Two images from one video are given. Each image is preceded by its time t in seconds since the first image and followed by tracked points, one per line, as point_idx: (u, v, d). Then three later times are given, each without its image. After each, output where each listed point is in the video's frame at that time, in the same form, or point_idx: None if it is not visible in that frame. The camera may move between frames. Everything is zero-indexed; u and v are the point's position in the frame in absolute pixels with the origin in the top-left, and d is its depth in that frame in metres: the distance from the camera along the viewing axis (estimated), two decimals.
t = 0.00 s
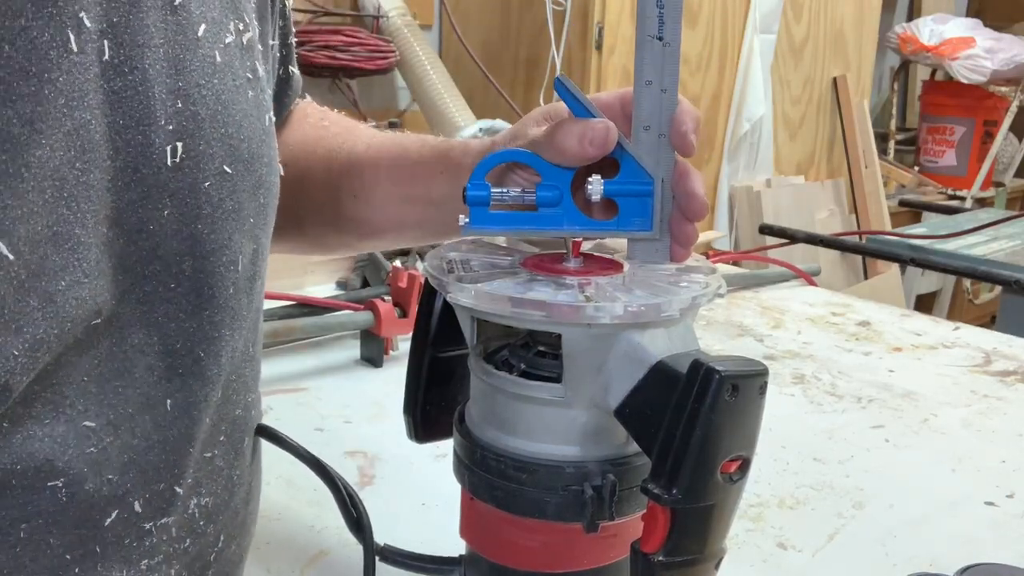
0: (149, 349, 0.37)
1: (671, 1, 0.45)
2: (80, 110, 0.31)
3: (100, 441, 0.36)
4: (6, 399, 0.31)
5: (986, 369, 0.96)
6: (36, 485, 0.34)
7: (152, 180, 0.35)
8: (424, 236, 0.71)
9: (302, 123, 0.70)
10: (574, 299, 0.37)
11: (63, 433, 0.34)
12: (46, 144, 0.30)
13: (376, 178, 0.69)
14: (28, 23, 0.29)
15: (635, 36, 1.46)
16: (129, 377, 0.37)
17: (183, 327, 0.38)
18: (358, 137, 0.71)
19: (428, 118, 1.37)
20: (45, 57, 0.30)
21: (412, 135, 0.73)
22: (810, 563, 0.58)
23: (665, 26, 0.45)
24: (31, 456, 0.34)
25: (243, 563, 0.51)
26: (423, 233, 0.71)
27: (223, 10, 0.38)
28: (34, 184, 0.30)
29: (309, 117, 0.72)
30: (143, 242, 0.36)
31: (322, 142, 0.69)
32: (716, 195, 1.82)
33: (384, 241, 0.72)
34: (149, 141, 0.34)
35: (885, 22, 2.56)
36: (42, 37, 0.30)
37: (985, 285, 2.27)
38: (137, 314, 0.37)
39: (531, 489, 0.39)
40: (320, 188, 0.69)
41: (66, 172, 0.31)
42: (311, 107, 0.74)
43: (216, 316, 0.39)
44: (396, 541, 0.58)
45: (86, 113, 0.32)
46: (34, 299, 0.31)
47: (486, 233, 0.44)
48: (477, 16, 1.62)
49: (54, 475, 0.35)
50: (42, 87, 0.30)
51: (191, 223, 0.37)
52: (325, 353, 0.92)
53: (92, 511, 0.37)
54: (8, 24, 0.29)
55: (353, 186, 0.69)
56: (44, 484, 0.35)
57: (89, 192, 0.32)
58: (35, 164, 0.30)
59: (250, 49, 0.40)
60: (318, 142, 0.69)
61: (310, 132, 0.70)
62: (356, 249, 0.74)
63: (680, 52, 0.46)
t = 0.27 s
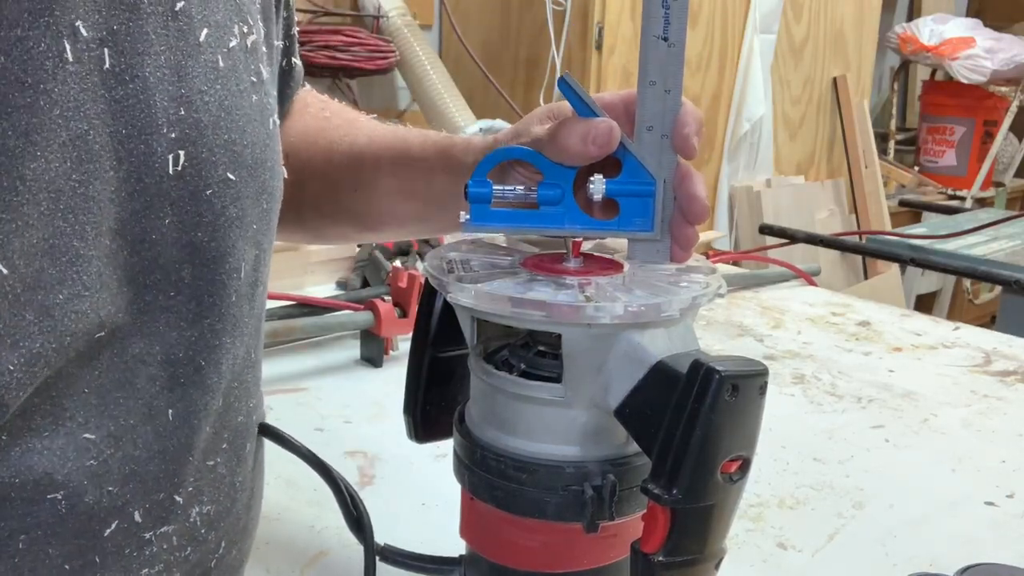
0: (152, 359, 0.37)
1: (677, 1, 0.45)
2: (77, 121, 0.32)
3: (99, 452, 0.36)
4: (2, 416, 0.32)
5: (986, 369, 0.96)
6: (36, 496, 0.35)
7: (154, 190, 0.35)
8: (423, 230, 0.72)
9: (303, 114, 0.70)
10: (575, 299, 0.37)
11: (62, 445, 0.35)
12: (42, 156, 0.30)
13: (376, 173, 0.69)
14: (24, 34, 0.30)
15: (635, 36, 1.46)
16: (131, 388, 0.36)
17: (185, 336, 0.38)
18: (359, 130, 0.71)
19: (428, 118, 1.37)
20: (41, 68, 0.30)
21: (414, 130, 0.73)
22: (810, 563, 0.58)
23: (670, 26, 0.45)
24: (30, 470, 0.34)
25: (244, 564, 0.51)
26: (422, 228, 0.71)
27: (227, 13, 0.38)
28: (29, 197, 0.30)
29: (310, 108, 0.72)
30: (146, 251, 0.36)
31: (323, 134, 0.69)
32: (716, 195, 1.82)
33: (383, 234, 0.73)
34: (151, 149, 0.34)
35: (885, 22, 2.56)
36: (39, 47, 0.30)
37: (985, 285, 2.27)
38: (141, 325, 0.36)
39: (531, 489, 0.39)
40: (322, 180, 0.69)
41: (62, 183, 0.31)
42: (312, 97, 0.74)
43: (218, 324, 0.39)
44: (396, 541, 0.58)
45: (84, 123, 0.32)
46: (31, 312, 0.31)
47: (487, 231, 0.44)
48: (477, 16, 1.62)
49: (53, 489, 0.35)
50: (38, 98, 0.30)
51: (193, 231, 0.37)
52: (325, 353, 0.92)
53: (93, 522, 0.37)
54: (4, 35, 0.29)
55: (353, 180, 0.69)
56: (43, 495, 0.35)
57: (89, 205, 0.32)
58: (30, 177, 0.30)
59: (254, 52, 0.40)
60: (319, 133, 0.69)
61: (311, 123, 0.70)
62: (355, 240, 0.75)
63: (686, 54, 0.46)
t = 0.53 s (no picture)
0: (156, 364, 0.37)
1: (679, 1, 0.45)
2: (78, 126, 0.31)
3: (101, 458, 0.36)
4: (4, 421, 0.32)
5: (986, 369, 0.96)
6: (38, 503, 0.34)
7: (158, 195, 0.35)
8: (420, 223, 0.73)
9: (302, 106, 0.69)
10: (575, 299, 0.37)
11: (64, 452, 0.34)
12: (44, 162, 0.30)
13: (374, 167, 0.69)
14: (24, 39, 0.29)
15: (635, 36, 1.46)
16: (134, 394, 0.36)
17: (188, 340, 0.38)
18: (358, 124, 0.71)
19: (428, 118, 1.37)
20: (42, 73, 0.30)
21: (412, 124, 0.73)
22: (811, 563, 0.58)
23: (672, 26, 0.45)
24: (33, 477, 0.34)
25: (245, 565, 0.51)
26: (420, 220, 0.72)
27: (230, 15, 0.38)
28: (30, 205, 0.30)
29: (309, 99, 0.71)
30: (149, 256, 0.35)
31: (322, 127, 0.69)
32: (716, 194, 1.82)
33: (380, 227, 0.74)
34: (154, 154, 0.34)
35: (885, 21, 2.56)
36: (39, 52, 0.30)
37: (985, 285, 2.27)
38: (144, 329, 0.36)
39: (531, 489, 0.39)
40: (320, 174, 0.69)
41: (63, 190, 0.31)
42: (309, 88, 0.73)
43: (220, 328, 0.39)
44: (396, 541, 0.58)
45: (86, 128, 0.32)
46: (32, 320, 0.31)
47: (487, 230, 0.44)
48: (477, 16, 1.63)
49: (54, 496, 0.35)
50: (37, 104, 0.30)
51: (195, 235, 0.37)
52: (325, 353, 0.92)
53: (94, 529, 0.37)
54: (4, 41, 0.29)
55: (351, 174, 0.69)
56: (45, 502, 0.35)
57: (92, 211, 0.32)
58: (30, 183, 0.30)
59: (257, 53, 0.40)
60: (318, 128, 0.68)
61: (309, 117, 0.69)
62: (352, 232, 0.75)
63: (687, 54, 0.46)
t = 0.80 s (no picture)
0: (154, 365, 0.37)
1: (679, 0, 0.45)
2: (75, 128, 0.31)
3: (99, 460, 0.36)
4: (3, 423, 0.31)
5: (986, 369, 0.96)
6: (37, 504, 0.34)
7: (155, 197, 0.35)
8: (419, 223, 0.73)
9: (301, 106, 0.69)
10: (575, 299, 0.38)
11: (62, 454, 0.34)
12: (41, 164, 0.30)
13: (374, 167, 0.69)
14: (21, 41, 0.29)
15: (635, 36, 1.46)
16: (132, 396, 0.36)
17: (186, 342, 0.38)
18: (358, 124, 0.71)
19: (428, 118, 1.37)
20: (39, 75, 0.30)
21: (413, 123, 0.73)
22: (811, 563, 0.58)
23: (672, 26, 0.45)
24: (31, 479, 0.34)
25: (245, 566, 0.51)
26: (419, 219, 0.72)
27: (228, 16, 0.38)
28: (28, 207, 0.30)
29: (308, 99, 0.71)
30: (146, 258, 0.35)
31: (323, 127, 0.68)
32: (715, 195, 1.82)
33: (380, 226, 0.74)
34: (151, 155, 0.34)
35: (885, 21, 2.55)
36: (37, 54, 0.30)
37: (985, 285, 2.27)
38: (142, 331, 0.36)
39: (530, 489, 0.39)
40: (320, 172, 0.69)
41: (60, 192, 0.31)
42: (307, 88, 0.73)
43: (218, 329, 0.39)
44: (396, 541, 0.58)
45: (83, 130, 0.32)
46: (29, 322, 0.31)
47: (487, 230, 0.44)
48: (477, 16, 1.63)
49: (52, 498, 0.35)
50: (34, 106, 0.30)
51: (192, 237, 0.37)
52: (325, 353, 0.92)
53: (92, 531, 0.37)
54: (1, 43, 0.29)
55: (351, 173, 0.69)
56: (44, 504, 0.34)
57: (88, 213, 0.32)
58: (27, 185, 0.30)
59: (254, 54, 0.40)
60: (317, 127, 0.68)
61: (308, 117, 0.69)
62: (351, 231, 0.75)
63: (688, 54, 0.46)
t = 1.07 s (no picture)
0: (155, 365, 0.37)
1: (680, 0, 0.45)
2: (76, 129, 0.31)
3: (100, 460, 0.36)
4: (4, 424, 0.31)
5: (986, 369, 0.96)
6: (38, 504, 0.34)
7: (156, 197, 0.35)
8: (420, 222, 0.73)
9: (301, 104, 0.69)
10: (575, 299, 0.38)
11: (64, 454, 0.34)
12: (43, 165, 0.30)
13: (375, 167, 0.69)
14: (23, 43, 0.29)
15: (635, 36, 1.46)
16: (133, 396, 0.36)
17: (187, 342, 0.38)
18: (358, 123, 0.71)
19: (428, 118, 1.37)
20: (41, 76, 0.30)
21: (413, 123, 0.73)
22: (811, 563, 0.58)
23: (672, 26, 0.45)
24: (32, 479, 0.33)
25: (245, 566, 0.51)
26: (418, 219, 0.72)
27: (229, 17, 0.38)
28: (30, 208, 0.30)
29: (308, 98, 0.71)
30: (147, 258, 0.35)
31: (324, 125, 0.68)
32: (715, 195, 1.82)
33: (380, 225, 0.74)
34: (152, 156, 0.34)
35: (885, 21, 2.55)
36: (39, 55, 0.30)
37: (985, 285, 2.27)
38: (143, 331, 0.36)
39: (531, 489, 0.39)
40: (320, 171, 0.69)
41: (62, 192, 0.31)
42: (308, 88, 0.73)
43: (219, 330, 0.39)
44: (396, 541, 0.58)
45: (84, 131, 0.32)
46: (31, 322, 0.31)
47: (487, 230, 0.44)
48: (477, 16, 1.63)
49: (54, 497, 0.35)
50: (36, 107, 0.30)
51: (193, 238, 0.37)
52: (325, 353, 0.92)
53: (93, 531, 0.37)
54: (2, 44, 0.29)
55: (351, 173, 0.69)
56: (45, 503, 0.34)
57: (89, 214, 0.32)
58: (29, 186, 0.30)
59: (255, 54, 0.40)
60: (318, 126, 0.68)
61: (308, 115, 0.69)
62: (352, 230, 0.75)
63: (688, 54, 0.46)
